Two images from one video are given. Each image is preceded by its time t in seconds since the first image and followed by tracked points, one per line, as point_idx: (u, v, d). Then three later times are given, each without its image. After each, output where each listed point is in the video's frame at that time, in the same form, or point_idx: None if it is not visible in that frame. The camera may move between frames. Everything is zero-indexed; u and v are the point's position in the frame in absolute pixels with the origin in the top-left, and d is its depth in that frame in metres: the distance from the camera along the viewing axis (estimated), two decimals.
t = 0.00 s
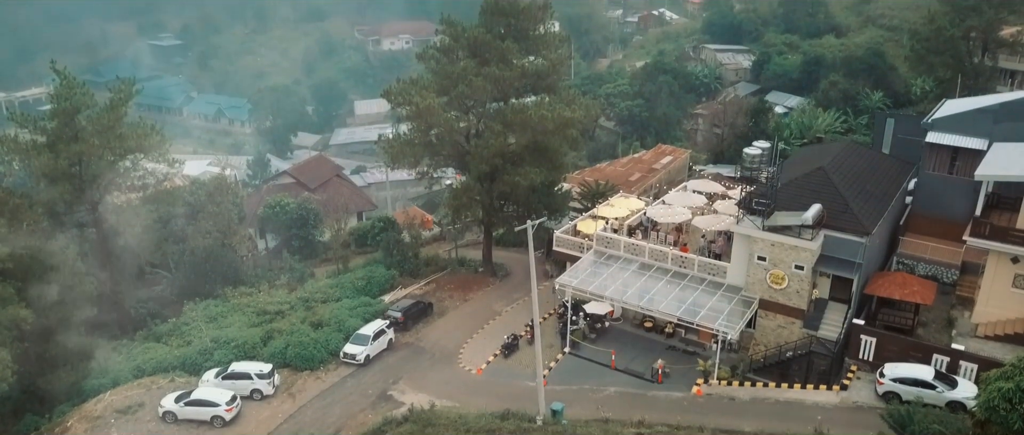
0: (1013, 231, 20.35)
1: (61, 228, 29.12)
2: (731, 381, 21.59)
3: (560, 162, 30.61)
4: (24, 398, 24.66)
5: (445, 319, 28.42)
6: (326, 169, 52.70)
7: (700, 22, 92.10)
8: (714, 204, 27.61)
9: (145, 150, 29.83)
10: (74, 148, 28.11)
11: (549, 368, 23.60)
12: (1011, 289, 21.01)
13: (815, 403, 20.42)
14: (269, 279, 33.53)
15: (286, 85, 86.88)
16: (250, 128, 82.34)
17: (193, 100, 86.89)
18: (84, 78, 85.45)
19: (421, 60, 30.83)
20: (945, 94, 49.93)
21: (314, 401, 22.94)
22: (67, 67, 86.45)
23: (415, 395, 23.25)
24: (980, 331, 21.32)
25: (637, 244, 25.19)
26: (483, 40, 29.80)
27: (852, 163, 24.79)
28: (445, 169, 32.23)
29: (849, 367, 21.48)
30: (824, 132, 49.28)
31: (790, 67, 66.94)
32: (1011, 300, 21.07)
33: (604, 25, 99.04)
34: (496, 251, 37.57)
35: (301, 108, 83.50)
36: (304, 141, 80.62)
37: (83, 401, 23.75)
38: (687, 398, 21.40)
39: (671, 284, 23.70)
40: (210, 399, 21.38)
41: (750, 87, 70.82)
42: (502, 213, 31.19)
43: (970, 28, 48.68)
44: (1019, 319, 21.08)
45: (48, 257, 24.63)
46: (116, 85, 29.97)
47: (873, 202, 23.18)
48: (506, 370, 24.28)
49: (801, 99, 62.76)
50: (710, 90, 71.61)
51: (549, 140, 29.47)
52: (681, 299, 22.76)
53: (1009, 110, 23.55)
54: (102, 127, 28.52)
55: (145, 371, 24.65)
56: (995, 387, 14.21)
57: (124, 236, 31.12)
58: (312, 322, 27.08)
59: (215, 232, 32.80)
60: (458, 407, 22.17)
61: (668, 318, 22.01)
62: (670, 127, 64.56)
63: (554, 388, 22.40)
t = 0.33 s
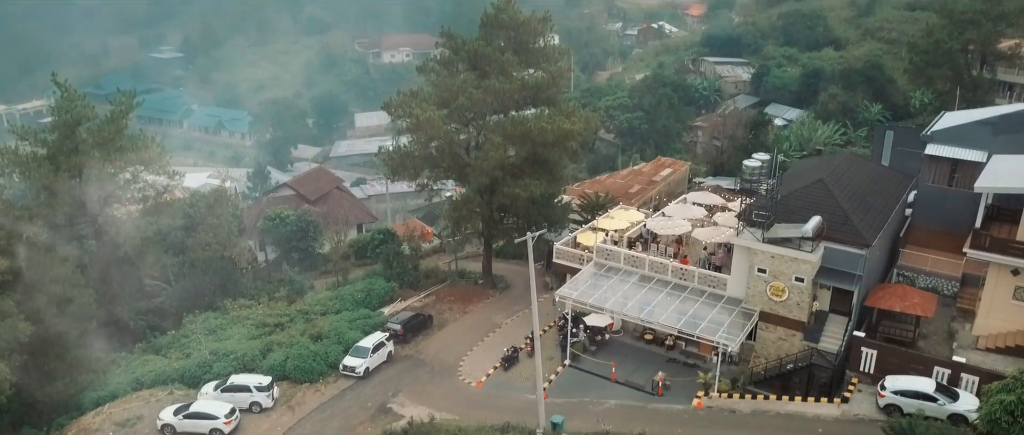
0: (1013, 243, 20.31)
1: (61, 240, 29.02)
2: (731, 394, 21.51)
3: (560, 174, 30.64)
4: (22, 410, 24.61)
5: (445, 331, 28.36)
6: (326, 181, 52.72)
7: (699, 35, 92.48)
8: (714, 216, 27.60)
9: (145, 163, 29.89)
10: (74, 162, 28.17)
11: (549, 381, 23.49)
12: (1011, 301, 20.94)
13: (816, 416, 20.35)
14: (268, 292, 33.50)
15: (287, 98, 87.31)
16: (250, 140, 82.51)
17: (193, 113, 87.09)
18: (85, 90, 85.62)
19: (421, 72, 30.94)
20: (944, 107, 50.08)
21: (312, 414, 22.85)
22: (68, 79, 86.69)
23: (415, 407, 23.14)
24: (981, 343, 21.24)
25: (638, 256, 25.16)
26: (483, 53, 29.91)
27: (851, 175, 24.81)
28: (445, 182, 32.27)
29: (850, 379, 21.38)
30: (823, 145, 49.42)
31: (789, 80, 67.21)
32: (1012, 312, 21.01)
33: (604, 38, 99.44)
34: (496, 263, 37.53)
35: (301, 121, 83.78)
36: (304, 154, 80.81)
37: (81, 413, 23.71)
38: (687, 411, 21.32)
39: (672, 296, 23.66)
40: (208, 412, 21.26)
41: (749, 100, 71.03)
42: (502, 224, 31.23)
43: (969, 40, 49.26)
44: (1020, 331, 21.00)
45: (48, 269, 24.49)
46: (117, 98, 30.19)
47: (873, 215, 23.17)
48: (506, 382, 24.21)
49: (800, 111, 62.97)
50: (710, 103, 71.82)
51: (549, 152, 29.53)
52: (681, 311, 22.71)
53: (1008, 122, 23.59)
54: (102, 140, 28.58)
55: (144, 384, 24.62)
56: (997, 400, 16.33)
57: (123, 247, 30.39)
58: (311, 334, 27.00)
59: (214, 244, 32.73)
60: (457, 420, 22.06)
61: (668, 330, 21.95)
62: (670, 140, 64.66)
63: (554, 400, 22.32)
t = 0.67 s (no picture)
0: (1013, 256, 20.31)
1: (61, 253, 28.98)
2: (732, 406, 21.42)
3: (560, 186, 30.69)
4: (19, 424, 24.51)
5: (445, 344, 28.30)
6: (326, 194, 52.73)
7: (699, 48, 92.80)
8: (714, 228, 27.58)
9: (146, 175, 29.97)
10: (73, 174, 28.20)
11: (549, 394, 23.39)
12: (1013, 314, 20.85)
13: (818, 429, 20.24)
14: (268, 304, 33.40)
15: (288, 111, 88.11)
16: (251, 152, 82.83)
17: (194, 125, 87.30)
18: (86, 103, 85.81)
19: (422, 85, 31.05)
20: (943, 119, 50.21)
21: (311, 427, 22.75)
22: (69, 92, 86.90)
23: (414, 420, 23.03)
24: (982, 356, 21.19)
25: (638, 268, 25.15)
26: (483, 66, 29.95)
27: (851, 188, 24.80)
28: (445, 194, 32.30)
29: (851, 392, 21.29)
30: (823, 158, 49.61)
31: (788, 93, 67.56)
32: (1012, 325, 20.96)
33: (603, 51, 99.78)
34: (496, 275, 37.50)
35: (302, 134, 84.19)
36: (304, 166, 81.04)
37: (79, 426, 23.62)
38: (688, 424, 21.22)
39: (672, 308, 23.64)
40: (207, 425, 21.14)
41: (748, 112, 71.26)
42: (502, 236, 31.25)
43: (966, 53, 50.31)
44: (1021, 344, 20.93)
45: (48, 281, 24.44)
46: (118, 111, 30.41)
47: (873, 227, 23.16)
48: (507, 395, 24.11)
49: (800, 124, 63.17)
50: (709, 115, 71.92)
51: (549, 164, 29.57)
52: (681, 324, 22.67)
53: (1008, 135, 23.64)
54: (102, 152, 28.68)
55: (142, 397, 24.54)
56: (999, 413, 16.39)
57: (123, 258, 30.13)
58: (311, 347, 26.93)
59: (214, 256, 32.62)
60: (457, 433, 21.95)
61: (668, 342, 21.90)
62: (670, 152, 64.65)
63: (554, 413, 22.22)
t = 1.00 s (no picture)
0: (1013, 269, 20.27)
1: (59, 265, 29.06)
2: (732, 420, 21.32)
3: (559, 199, 30.70)
4: None
5: (444, 357, 28.23)
6: (325, 206, 52.77)
7: (697, 61, 93.23)
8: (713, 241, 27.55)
9: (145, 187, 30.25)
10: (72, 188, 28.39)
11: (549, 407, 23.28)
12: (1014, 327, 20.78)
13: None
14: (267, 317, 33.28)
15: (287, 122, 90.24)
16: (251, 165, 83.07)
17: (194, 139, 87.47)
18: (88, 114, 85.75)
19: (421, 97, 31.15)
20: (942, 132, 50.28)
21: None
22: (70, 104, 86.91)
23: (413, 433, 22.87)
24: (983, 369, 21.08)
25: (638, 281, 25.13)
26: (482, 79, 30.00)
27: (851, 200, 24.83)
28: (444, 206, 32.31)
29: (852, 405, 21.04)
30: (822, 170, 49.77)
31: (787, 105, 67.79)
32: (1012, 338, 20.88)
33: (602, 64, 100.16)
34: (495, 288, 37.44)
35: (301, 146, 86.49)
36: (304, 179, 81.29)
37: None
38: None
39: (672, 321, 23.60)
40: None
41: (747, 125, 71.50)
42: (502, 249, 31.28)
43: (965, 66, 50.91)
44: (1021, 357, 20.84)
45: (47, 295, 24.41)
46: (118, 123, 30.53)
47: (873, 239, 23.17)
48: (506, 408, 24.01)
49: (799, 137, 63.35)
50: (708, 127, 71.89)
51: (548, 176, 29.60)
52: (682, 337, 22.61)
53: (1006, 147, 23.71)
54: (101, 165, 28.92)
55: (141, 409, 24.45)
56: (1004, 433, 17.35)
57: (123, 272, 29.97)
58: (310, 360, 26.85)
59: (213, 269, 32.48)
60: None
61: (668, 355, 21.84)
62: (669, 165, 64.88)
63: (554, 426, 22.11)
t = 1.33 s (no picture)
0: (1013, 281, 20.24)
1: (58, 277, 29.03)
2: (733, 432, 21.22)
3: (559, 211, 30.72)
4: None
5: (444, 369, 28.14)
6: (325, 218, 52.82)
7: (696, 74, 93.39)
8: (713, 253, 27.53)
9: (144, 199, 30.39)
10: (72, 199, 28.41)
11: (548, 420, 23.18)
12: (1014, 339, 20.70)
13: None
14: (266, 329, 33.01)
15: (289, 137, 90.95)
16: (250, 178, 83.43)
17: (194, 151, 87.57)
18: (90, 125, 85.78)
19: (421, 110, 31.22)
20: (942, 143, 50.34)
21: None
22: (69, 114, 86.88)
23: None
24: (984, 381, 20.99)
25: (638, 294, 25.09)
26: (482, 91, 30.06)
27: (851, 212, 24.84)
28: (444, 218, 32.29)
29: (853, 418, 20.91)
30: (822, 183, 49.86)
31: (786, 119, 68.19)
32: (1014, 350, 20.80)
33: (602, 77, 100.26)
34: (495, 300, 37.37)
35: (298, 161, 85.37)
36: (304, 191, 81.56)
37: None
38: None
39: (672, 333, 23.55)
40: None
41: (747, 137, 71.62)
42: (502, 261, 31.26)
43: (963, 79, 50.86)
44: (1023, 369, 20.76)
45: (44, 307, 24.30)
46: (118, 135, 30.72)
47: (873, 252, 23.15)
48: (506, 421, 23.90)
49: (798, 149, 63.52)
50: (707, 140, 71.64)
51: (548, 188, 29.64)
52: (682, 349, 22.55)
53: (1006, 160, 23.74)
54: (102, 178, 29.07)
55: (139, 423, 24.35)
56: None
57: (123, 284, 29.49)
58: (308, 373, 26.76)
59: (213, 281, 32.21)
60: None
61: (668, 367, 21.77)
62: (669, 177, 65.04)
63: None
